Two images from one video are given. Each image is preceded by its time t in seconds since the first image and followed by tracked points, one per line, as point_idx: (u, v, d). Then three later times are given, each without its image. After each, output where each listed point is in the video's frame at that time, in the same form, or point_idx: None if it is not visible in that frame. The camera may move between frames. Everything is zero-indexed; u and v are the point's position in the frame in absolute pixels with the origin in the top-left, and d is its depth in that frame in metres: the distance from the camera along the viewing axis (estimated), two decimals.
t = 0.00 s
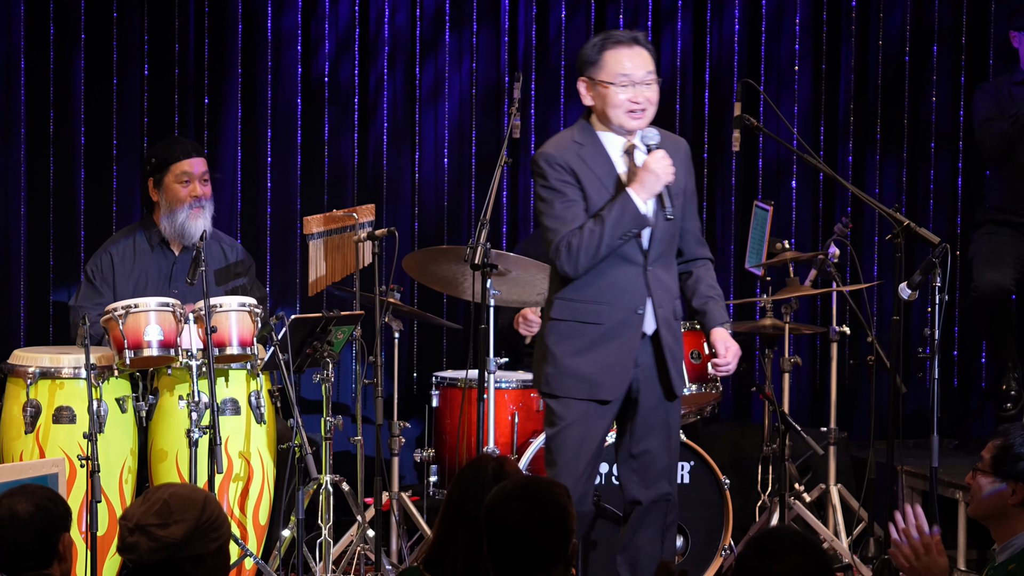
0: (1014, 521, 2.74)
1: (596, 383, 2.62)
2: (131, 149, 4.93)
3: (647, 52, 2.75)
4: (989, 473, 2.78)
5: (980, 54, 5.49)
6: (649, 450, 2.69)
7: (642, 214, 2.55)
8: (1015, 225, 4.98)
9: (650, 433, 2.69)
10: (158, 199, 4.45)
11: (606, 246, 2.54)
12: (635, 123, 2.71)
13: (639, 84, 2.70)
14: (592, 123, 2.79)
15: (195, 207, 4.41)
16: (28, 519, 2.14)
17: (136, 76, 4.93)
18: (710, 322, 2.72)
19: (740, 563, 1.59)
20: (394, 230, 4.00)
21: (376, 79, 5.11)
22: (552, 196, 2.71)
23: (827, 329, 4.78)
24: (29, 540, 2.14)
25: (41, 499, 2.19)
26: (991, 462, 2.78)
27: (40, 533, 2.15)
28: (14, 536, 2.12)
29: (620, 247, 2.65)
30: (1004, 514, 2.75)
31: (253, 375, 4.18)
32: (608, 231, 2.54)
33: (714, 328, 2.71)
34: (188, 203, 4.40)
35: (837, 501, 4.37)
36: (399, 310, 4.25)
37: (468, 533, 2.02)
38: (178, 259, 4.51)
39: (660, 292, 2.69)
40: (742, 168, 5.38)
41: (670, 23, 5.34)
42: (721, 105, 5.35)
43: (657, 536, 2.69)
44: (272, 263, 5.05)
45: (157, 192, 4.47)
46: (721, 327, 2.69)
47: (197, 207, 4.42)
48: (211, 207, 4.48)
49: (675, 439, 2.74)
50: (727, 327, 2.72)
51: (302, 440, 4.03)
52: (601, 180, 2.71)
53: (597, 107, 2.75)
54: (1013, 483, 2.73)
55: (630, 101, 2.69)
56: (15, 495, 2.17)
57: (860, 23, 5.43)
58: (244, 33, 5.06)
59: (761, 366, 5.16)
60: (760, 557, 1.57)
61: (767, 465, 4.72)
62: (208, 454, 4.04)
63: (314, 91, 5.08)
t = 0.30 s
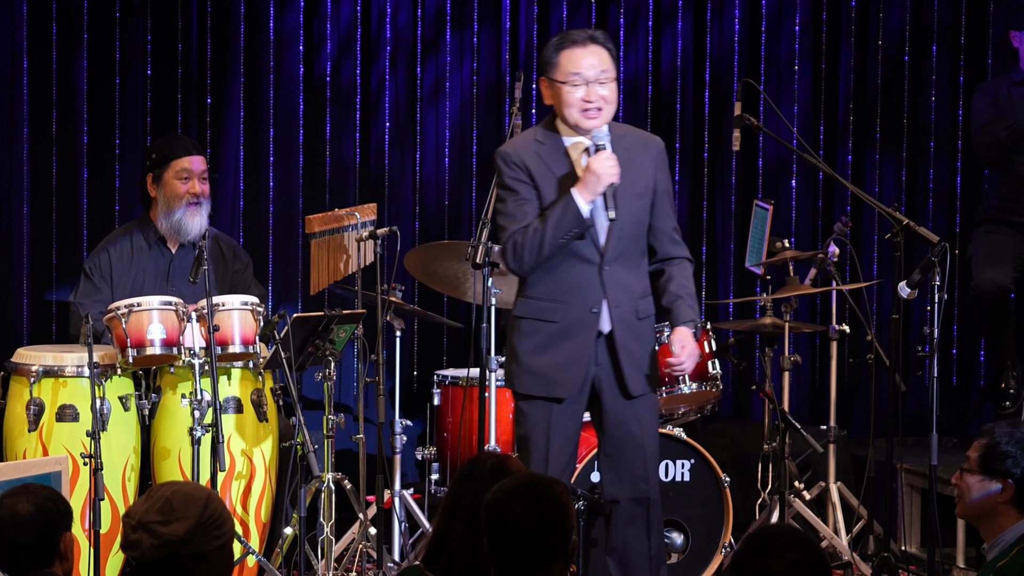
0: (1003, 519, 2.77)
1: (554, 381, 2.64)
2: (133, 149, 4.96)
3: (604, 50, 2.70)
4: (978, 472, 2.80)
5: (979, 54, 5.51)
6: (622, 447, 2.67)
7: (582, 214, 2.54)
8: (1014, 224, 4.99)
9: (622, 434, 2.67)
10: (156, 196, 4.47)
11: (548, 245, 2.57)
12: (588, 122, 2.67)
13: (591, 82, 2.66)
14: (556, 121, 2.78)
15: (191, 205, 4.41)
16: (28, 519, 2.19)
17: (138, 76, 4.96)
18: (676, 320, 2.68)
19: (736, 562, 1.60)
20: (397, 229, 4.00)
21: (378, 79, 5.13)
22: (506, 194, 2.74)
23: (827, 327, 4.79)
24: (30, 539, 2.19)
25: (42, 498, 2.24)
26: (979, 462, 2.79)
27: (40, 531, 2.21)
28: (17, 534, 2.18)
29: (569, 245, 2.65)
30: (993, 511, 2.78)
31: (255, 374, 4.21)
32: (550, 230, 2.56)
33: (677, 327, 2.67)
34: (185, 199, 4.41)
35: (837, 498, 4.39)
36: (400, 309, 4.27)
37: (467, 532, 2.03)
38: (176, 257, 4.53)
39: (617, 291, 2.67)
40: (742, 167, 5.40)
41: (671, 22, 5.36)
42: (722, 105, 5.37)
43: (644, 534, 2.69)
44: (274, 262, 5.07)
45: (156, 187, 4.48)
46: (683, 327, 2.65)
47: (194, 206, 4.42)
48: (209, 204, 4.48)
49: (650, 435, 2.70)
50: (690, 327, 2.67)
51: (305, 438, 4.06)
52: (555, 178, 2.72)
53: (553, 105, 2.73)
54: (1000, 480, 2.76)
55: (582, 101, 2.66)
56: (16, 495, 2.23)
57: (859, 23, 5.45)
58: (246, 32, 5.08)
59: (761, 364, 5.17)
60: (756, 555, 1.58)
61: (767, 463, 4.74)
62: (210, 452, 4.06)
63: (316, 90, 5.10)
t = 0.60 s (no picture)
0: (1007, 518, 2.78)
1: (525, 380, 2.66)
2: (136, 148, 4.98)
3: (578, 52, 2.72)
4: (982, 472, 2.81)
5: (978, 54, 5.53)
6: (603, 449, 2.70)
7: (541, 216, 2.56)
8: (1012, 224, 5.01)
9: (601, 433, 2.69)
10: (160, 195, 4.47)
11: (511, 246, 2.60)
12: (558, 123, 2.70)
13: (562, 84, 2.69)
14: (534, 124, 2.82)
15: (195, 207, 4.41)
16: (34, 515, 2.22)
17: (141, 75, 4.98)
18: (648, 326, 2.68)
19: (733, 560, 1.62)
20: (399, 228, 4.01)
21: (380, 78, 5.15)
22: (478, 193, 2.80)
23: (827, 326, 4.81)
24: (35, 536, 2.21)
25: (47, 495, 2.27)
26: (983, 462, 2.81)
27: (46, 528, 2.23)
28: (22, 532, 2.21)
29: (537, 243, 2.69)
30: (997, 511, 2.80)
31: (258, 372, 4.24)
32: (512, 229, 2.59)
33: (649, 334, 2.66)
34: (189, 201, 4.40)
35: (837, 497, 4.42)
36: (403, 308, 4.25)
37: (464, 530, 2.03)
38: (177, 255, 4.54)
39: (588, 291, 2.68)
40: (742, 167, 5.42)
41: (671, 22, 5.37)
42: (722, 105, 5.39)
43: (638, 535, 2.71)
44: (276, 261, 5.09)
45: (160, 187, 4.47)
46: (653, 335, 2.64)
47: (198, 207, 4.41)
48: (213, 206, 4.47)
49: (632, 434, 2.71)
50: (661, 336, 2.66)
51: (306, 436, 4.06)
52: (525, 178, 2.75)
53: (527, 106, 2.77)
54: (1006, 481, 2.78)
55: (552, 102, 2.69)
56: (22, 492, 2.26)
57: (859, 23, 5.47)
58: (249, 32, 5.09)
59: (761, 362, 5.20)
60: (753, 554, 1.60)
61: (767, 461, 4.76)
62: (213, 451, 4.08)
63: (318, 90, 5.12)
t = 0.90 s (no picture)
0: (1013, 518, 2.78)
1: (516, 377, 2.70)
2: (139, 147, 5.00)
3: (571, 50, 2.73)
4: (989, 471, 2.81)
5: (977, 54, 5.55)
6: (586, 446, 2.73)
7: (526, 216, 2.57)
8: (1011, 223, 5.03)
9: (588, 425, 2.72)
10: (165, 199, 4.45)
11: (497, 243, 2.62)
12: (550, 122, 2.72)
13: (556, 83, 2.70)
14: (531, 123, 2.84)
15: (200, 214, 4.42)
16: (38, 513, 2.24)
17: (144, 75, 5.00)
18: (643, 335, 2.71)
19: (731, 558, 1.64)
20: (400, 227, 4.03)
21: (381, 78, 5.17)
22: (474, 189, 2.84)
23: (827, 324, 4.82)
24: (38, 535, 2.23)
25: (51, 493, 2.29)
26: (992, 461, 2.80)
27: (50, 526, 2.25)
28: (26, 531, 2.23)
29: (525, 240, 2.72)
30: (1003, 510, 2.79)
31: (260, 370, 4.26)
32: (498, 227, 2.62)
33: (643, 344, 2.70)
34: (193, 209, 4.41)
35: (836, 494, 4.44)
36: (404, 306, 4.29)
37: (467, 529, 2.04)
38: (178, 257, 4.57)
39: (578, 289, 2.70)
40: (742, 166, 5.44)
41: (672, 22, 5.39)
42: (722, 104, 5.41)
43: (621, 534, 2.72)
44: (278, 259, 5.11)
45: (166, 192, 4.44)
46: (646, 348, 2.69)
47: (202, 215, 4.43)
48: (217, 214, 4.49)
49: (615, 434, 2.72)
50: (653, 346, 2.70)
51: (309, 434, 4.07)
52: (519, 175, 2.77)
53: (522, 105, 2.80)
54: (1013, 481, 2.77)
55: (544, 101, 2.71)
56: (25, 490, 2.28)
57: (858, 23, 5.48)
58: (251, 32, 5.11)
59: (761, 360, 5.21)
60: (751, 552, 1.62)
61: (767, 459, 4.78)
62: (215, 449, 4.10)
63: (320, 89, 5.15)
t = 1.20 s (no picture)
0: (1010, 515, 2.80)
1: (518, 374, 2.73)
2: (141, 146, 5.02)
3: (582, 50, 2.75)
4: (985, 468, 2.83)
5: (976, 53, 5.57)
6: (584, 445, 2.75)
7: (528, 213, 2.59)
8: (1010, 223, 5.04)
9: (589, 428, 2.74)
10: (170, 197, 4.48)
11: (500, 240, 2.65)
12: (556, 121, 2.74)
13: (564, 82, 2.73)
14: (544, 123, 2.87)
15: (203, 212, 4.44)
16: (38, 511, 2.26)
17: (147, 74, 5.02)
18: (649, 342, 2.73)
19: (732, 557, 1.64)
20: (402, 226, 4.04)
21: (383, 77, 5.19)
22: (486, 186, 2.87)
23: (827, 323, 4.84)
24: (39, 532, 2.25)
25: (51, 491, 2.31)
26: (989, 458, 2.82)
27: (49, 524, 2.27)
28: (28, 528, 2.25)
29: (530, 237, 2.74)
30: (1000, 507, 2.81)
31: (263, 369, 4.28)
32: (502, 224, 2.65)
33: (648, 351, 2.72)
34: (197, 207, 4.43)
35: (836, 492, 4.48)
36: (405, 305, 4.31)
37: (469, 527, 2.05)
38: (182, 253, 4.59)
39: (581, 290, 2.72)
40: (742, 165, 5.46)
41: (672, 22, 5.41)
42: (722, 104, 5.43)
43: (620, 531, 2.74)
44: (280, 258, 5.13)
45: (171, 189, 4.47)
46: (650, 357, 2.71)
47: (205, 213, 4.45)
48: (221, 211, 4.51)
49: (614, 434, 2.74)
50: (657, 354, 2.72)
51: (311, 433, 4.09)
52: (527, 174, 2.80)
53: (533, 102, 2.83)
54: (1009, 478, 2.79)
55: (551, 100, 2.74)
56: (25, 488, 2.30)
57: (858, 23, 5.50)
58: (253, 31, 5.13)
59: (762, 359, 5.23)
60: (749, 549, 1.62)
61: (767, 457, 4.81)
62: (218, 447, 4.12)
63: (322, 89, 5.17)
